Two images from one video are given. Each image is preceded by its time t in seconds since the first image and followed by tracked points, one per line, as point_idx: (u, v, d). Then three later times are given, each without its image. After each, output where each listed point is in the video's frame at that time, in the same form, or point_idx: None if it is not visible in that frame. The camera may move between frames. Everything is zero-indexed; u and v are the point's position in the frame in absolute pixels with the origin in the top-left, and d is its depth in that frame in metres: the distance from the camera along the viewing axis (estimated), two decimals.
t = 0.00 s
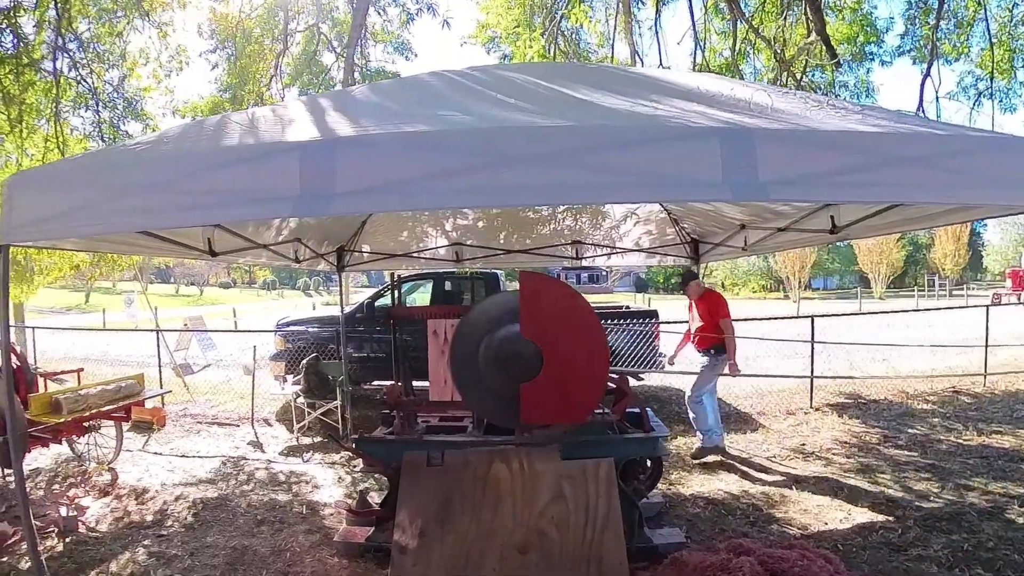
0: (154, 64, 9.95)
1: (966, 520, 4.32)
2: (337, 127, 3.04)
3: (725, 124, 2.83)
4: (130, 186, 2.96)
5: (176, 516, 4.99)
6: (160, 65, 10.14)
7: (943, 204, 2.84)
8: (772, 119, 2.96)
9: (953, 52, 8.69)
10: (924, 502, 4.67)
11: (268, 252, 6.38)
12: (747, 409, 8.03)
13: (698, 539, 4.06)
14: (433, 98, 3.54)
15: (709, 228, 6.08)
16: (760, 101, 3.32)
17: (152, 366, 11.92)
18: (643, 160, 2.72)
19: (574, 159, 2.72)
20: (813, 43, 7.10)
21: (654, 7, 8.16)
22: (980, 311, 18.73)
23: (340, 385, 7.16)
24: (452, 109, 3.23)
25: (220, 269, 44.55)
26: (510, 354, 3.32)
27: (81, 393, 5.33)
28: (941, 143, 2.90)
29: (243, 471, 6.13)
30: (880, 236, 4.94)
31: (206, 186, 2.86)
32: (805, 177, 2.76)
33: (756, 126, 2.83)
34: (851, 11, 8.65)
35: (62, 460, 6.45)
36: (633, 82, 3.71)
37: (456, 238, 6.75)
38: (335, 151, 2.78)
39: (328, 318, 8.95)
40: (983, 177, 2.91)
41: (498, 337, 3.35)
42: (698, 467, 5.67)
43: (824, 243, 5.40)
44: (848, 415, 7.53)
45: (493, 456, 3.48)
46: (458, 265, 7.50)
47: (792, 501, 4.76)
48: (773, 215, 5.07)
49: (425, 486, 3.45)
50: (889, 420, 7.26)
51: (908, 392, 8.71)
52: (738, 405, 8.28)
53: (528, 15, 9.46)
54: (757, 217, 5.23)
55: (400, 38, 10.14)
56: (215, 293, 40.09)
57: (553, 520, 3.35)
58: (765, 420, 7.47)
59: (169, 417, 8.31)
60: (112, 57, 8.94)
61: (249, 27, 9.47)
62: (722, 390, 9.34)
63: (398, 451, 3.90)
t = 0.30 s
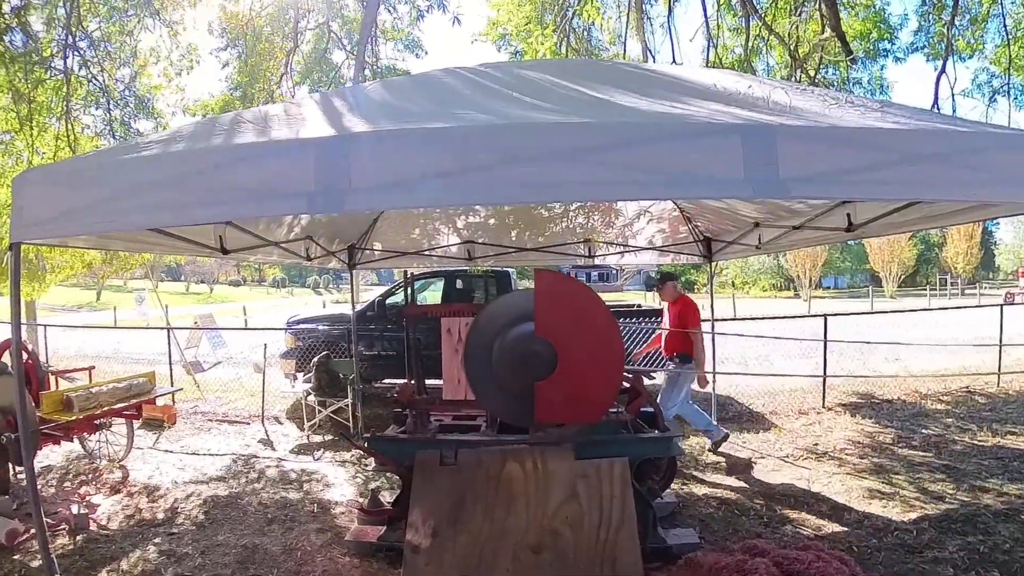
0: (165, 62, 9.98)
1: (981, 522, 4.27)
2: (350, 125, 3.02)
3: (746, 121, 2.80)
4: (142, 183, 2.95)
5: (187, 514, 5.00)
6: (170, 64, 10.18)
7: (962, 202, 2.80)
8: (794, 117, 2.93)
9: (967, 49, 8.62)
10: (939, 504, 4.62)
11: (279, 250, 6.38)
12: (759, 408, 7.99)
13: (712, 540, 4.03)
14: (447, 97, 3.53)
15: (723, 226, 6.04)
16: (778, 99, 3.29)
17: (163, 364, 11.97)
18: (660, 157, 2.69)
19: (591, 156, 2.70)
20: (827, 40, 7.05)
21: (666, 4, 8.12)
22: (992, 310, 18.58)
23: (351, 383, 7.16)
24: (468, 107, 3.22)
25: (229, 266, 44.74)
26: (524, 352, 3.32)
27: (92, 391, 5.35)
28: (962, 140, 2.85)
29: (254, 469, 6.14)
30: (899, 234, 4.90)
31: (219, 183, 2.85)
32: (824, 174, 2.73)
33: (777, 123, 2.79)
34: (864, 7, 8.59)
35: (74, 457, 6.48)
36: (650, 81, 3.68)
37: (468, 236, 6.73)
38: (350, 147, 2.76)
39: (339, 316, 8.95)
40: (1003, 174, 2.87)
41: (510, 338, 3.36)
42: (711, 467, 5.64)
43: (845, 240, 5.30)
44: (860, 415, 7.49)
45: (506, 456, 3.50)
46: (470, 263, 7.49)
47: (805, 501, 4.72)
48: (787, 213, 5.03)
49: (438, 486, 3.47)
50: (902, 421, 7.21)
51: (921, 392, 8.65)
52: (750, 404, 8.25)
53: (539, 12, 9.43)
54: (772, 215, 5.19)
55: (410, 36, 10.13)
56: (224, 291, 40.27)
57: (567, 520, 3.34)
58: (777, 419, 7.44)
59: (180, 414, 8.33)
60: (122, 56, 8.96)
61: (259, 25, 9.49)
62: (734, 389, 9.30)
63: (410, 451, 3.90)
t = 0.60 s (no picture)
0: (174, 61, 9.99)
1: (996, 523, 4.23)
2: (364, 121, 3.00)
3: (766, 117, 2.78)
4: (153, 180, 2.95)
5: (197, 513, 5.00)
6: (180, 63, 10.20)
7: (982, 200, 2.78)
8: (813, 114, 2.90)
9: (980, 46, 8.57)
10: (953, 505, 4.59)
11: (290, 249, 6.38)
12: (770, 408, 7.96)
13: (725, 540, 4.01)
14: (460, 95, 3.50)
15: (735, 225, 6.01)
16: (796, 97, 3.26)
17: (172, 362, 12.00)
18: (677, 153, 2.67)
19: (610, 151, 2.68)
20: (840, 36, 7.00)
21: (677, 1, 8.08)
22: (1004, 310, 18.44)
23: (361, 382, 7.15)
24: (482, 104, 3.22)
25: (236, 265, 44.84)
26: (542, 352, 3.30)
27: (102, 389, 5.35)
28: (981, 137, 2.83)
29: (263, 468, 6.14)
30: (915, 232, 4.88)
31: (230, 181, 2.84)
32: (843, 171, 2.71)
33: (796, 120, 2.77)
34: (875, 5, 8.54)
35: (83, 455, 6.50)
36: (664, 79, 3.65)
37: (479, 235, 6.72)
38: (364, 144, 2.75)
39: (347, 315, 8.96)
40: None
41: (526, 337, 3.34)
42: (722, 467, 5.62)
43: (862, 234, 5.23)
44: (872, 415, 7.45)
45: (518, 455, 3.46)
46: (480, 262, 7.48)
47: (818, 502, 4.70)
48: (800, 211, 5.00)
49: (449, 485, 3.44)
50: (914, 421, 7.16)
51: (933, 392, 8.60)
52: (760, 404, 8.21)
53: (549, 10, 9.41)
54: (786, 213, 5.16)
55: (419, 34, 10.10)
56: (232, 290, 40.37)
57: (580, 520, 3.34)
58: (789, 419, 7.40)
59: (189, 413, 8.35)
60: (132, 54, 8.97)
61: (268, 24, 9.49)
62: (744, 389, 9.27)
63: (421, 450, 3.89)
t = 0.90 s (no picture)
0: (181, 60, 10.00)
1: (1009, 526, 4.20)
2: (376, 119, 2.98)
3: (784, 115, 2.75)
4: (162, 178, 2.94)
5: (203, 513, 5.00)
6: (187, 61, 10.20)
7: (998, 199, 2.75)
8: (831, 113, 2.87)
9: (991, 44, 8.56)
10: (965, 508, 4.55)
11: (298, 248, 6.37)
12: (779, 409, 7.93)
13: (736, 542, 3.99)
14: (472, 93, 3.48)
15: (746, 224, 5.99)
16: (811, 96, 3.23)
17: (178, 361, 12.02)
18: (693, 152, 2.65)
19: (625, 150, 2.66)
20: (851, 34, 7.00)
21: None
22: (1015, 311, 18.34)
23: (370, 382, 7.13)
24: (495, 102, 3.20)
25: (242, 263, 44.89)
26: (551, 353, 3.30)
27: (109, 388, 5.35)
28: (998, 136, 2.80)
29: (271, 467, 6.14)
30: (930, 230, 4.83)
31: (240, 178, 2.83)
32: (861, 170, 2.68)
33: (814, 118, 2.74)
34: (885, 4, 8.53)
35: (89, 454, 6.51)
36: (678, 78, 3.62)
37: (488, 234, 6.71)
38: (378, 140, 2.73)
39: (354, 314, 8.95)
40: None
41: (535, 337, 3.34)
42: (732, 468, 5.59)
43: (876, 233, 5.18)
44: (881, 416, 7.42)
45: (529, 456, 3.48)
46: (489, 261, 7.47)
47: (829, 504, 4.67)
48: (812, 210, 4.98)
49: (460, 485, 3.45)
50: (925, 423, 7.12)
51: (944, 394, 8.56)
52: (770, 405, 8.19)
53: (558, 8, 9.39)
54: (797, 212, 5.14)
55: (427, 32, 10.09)
56: (237, 288, 40.34)
57: (590, 521, 3.33)
58: (798, 420, 7.38)
59: (195, 412, 8.36)
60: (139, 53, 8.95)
61: (275, 23, 9.48)
62: (753, 390, 9.24)
63: (430, 451, 3.88)
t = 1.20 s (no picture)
0: (177, 53, 9.94)
1: None
2: (383, 112, 2.89)
3: (805, 109, 2.65)
4: (159, 172, 2.85)
5: (199, 519, 4.90)
6: (184, 54, 10.14)
7: None
8: (854, 107, 2.77)
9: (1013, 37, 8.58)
10: (987, 517, 4.42)
11: (299, 246, 6.28)
12: (793, 414, 7.80)
13: (750, 552, 3.88)
14: (480, 86, 3.39)
15: (760, 222, 5.88)
16: (832, 90, 3.13)
17: (174, 362, 11.94)
18: (711, 146, 2.55)
19: (641, 144, 2.57)
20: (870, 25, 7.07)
21: None
22: None
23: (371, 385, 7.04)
24: (503, 96, 3.11)
25: (244, 263, 44.86)
26: (558, 354, 3.21)
27: (102, 390, 5.27)
28: None
29: (270, 472, 6.04)
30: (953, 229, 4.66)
31: (242, 171, 2.74)
32: (884, 166, 2.58)
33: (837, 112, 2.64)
34: None
35: (81, 458, 6.43)
36: (692, 71, 3.52)
37: (494, 232, 6.62)
38: (387, 135, 2.64)
39: (354, 315, 8.86)
40: None
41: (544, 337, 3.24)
42: (746, 475, 5.47)
43: (897, 230, 5.07)
44: (898, 422, 7.27)
45: (537, 462, 3.35)
46: (495, 261, 7.37)
47: (846, 512, 4.55)
48: (828, 207, 4.87)
49: (466, 493, 3.35)
50: (944, 429, 6.98)
51: (964, 399, 8.40)
52: (783, 409, 8.06)
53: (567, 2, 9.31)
54: (814, 210, 5.03)
55: (430, 25, 10.02)
56: (238, 289, 40.26)
57: (600, 530, 3.22)
58: (813, 425, 7.25)
59: (191, 415, 8.27)
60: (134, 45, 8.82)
61: (274, 16, 9.38)
62: (767, 394, 9.10)
63: (437, 456, 3.80)
